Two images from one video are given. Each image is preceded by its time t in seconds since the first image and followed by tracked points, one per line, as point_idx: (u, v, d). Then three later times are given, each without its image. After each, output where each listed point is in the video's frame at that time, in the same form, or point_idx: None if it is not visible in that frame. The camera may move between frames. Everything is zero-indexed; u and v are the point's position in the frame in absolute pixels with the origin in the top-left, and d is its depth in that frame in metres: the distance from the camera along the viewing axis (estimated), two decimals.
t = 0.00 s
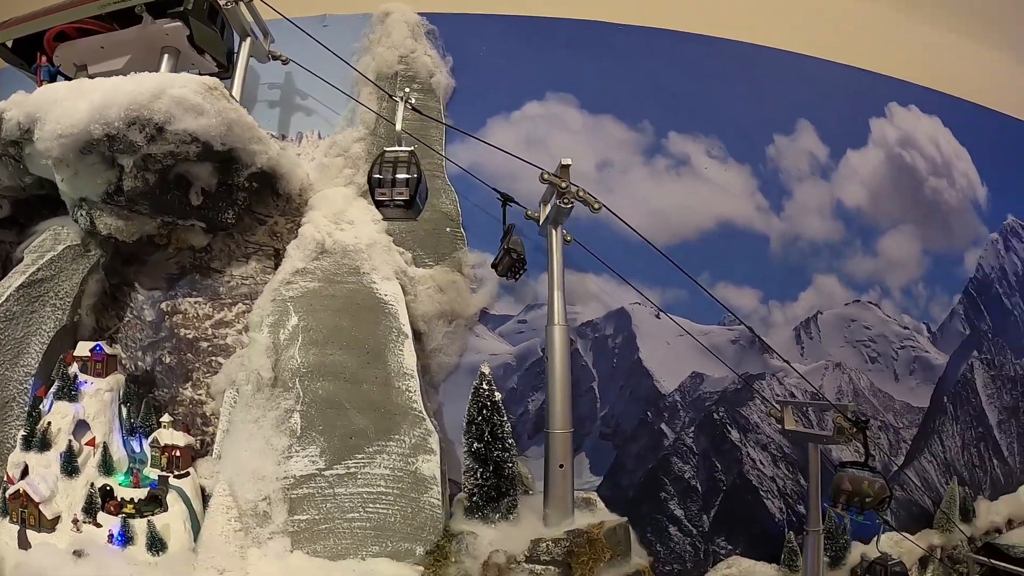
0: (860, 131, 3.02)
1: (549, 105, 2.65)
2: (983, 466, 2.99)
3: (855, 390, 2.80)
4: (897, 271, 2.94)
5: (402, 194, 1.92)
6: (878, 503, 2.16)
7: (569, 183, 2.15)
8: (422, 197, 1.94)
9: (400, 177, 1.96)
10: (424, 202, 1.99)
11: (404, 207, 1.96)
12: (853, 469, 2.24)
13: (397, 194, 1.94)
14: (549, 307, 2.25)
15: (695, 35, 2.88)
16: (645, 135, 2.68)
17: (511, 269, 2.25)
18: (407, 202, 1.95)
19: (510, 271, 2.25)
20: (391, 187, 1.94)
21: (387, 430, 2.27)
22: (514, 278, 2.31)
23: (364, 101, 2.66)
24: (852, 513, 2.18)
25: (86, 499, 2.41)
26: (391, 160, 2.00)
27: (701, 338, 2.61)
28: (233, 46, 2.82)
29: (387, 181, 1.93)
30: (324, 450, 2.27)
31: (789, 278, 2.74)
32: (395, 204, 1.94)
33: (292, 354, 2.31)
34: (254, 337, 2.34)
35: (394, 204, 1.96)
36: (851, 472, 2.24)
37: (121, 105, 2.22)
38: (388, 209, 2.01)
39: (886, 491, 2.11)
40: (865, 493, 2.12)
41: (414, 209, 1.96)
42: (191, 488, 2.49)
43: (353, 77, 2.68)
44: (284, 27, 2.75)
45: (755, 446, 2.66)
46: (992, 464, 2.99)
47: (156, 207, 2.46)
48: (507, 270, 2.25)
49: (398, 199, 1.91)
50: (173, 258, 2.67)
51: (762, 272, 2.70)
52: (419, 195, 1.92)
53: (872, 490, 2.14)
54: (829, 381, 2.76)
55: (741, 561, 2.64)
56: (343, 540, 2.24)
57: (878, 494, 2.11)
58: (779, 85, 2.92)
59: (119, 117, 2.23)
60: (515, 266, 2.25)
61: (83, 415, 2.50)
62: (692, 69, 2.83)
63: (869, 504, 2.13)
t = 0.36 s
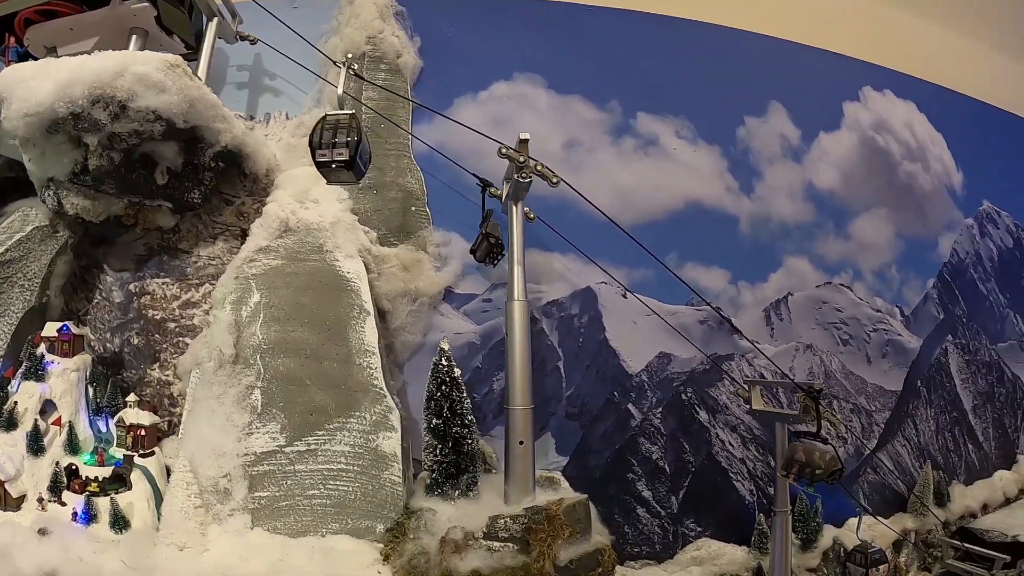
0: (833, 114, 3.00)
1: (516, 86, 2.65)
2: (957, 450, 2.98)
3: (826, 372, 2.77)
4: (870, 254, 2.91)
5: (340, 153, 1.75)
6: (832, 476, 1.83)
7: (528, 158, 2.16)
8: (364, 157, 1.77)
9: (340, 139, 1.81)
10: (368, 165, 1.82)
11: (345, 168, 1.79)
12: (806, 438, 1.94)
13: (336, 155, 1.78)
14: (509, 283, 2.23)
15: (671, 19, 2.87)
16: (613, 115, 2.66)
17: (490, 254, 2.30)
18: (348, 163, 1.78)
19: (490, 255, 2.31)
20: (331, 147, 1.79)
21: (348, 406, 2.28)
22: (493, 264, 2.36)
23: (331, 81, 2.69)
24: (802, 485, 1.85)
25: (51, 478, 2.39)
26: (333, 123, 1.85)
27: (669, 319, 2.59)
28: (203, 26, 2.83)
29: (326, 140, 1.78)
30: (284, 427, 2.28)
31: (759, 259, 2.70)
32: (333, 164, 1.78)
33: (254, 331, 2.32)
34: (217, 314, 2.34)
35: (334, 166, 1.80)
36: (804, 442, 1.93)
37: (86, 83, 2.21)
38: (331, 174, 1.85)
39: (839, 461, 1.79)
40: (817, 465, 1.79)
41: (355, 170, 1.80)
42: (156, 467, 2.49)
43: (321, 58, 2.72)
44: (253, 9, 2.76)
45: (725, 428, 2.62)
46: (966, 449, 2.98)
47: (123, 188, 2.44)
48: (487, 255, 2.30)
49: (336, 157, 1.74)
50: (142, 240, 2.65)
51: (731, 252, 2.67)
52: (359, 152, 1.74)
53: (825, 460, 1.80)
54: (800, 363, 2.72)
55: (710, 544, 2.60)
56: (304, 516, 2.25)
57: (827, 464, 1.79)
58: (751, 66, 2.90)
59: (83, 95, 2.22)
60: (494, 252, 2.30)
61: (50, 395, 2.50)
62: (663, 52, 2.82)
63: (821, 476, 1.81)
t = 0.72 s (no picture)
0: (814, 95, 2.95)
1: (491, 65, 2.62)
2: (937, 434, 2.97)
3: (803, 354, 2.74)
4: (848, 237, 2.88)
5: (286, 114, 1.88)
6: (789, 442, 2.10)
7: (496, 130, 2.15)
8: (309, 120, 1.90)
9: (287, 101, 1.93)
10: (313, 128, 1.96)
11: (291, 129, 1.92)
12: (766, 408, 2.16)
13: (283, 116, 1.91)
14: (477, 257, 2.21)
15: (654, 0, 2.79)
16: (588, 95, 2.64)
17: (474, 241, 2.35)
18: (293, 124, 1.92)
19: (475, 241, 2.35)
20: (277, 109, 1.91)
21: (316, 381, 2.27)
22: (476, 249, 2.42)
23: (306, 58, 2.59)
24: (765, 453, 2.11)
25: (22, 456, 2.37)
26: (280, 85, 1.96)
27: (644, 298, 2.55)
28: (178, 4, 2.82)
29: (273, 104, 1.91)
30: (252, 402, 2.28)
31: (734, 240, 2.67)
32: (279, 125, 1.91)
33: (223, 307, 2.32)
34: (187, 290, 2.34)
35: (280, 127, 1.92)
36: (762, 413, 2.17)
37: (57, 60, 2.22)
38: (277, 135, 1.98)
39: (798, 431, 2.05)
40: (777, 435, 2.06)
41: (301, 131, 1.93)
42: (127, 446, 2.48)
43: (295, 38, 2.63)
44: None
45: (700, 408, 2.60)
46: (946, 433, 2.97)
47: (97, 167, 2.43)
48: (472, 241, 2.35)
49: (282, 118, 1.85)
50: (116, 220, 2.65)
51: (706, 232, 2.63)
52: (305, 115, 1.87)
53: (783, 429, 2.07)
54: (776, 344, 2.70)
55: (686, 524, 2.61)
56: (272, 492, 2.25)
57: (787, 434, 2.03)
58: (732, 46, 2.84)
59: (55, 71, 2.23)
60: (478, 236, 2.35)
61: (24, 373, 2.48)
62: (642, 31, 2.75)
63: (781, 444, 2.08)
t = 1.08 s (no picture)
0: (791, 82, 2.94)
1: (465, 50, 2.61)
2: (914, 421, 2.99)
3: (778, 339, 2.73)
4: (824, 222, 2.87)
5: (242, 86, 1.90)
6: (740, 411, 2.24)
7: (464, 112, 2.17)
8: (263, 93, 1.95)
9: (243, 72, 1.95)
10: (267, 98, 2.00)
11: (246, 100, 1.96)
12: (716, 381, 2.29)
13: (237, 86, 1.94)
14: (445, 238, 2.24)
15: None
16: (562, 80, 2.63)
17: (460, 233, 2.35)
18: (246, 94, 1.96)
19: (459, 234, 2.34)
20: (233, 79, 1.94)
21: (285, 363, 2.29)
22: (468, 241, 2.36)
23: (281, 44, 2.61)
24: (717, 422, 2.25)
25: None
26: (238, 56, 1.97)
27: (617, 282, 2.54)
28: None
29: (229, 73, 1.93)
30: (222, 384, 2.30)
31: (709, 224, 2.66)
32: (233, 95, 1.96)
33: (194, 289, 2.34)
34: (158, 273, 2.36)
35: (234, 96, 1.95)
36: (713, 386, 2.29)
37: (30, 44, 2.20)
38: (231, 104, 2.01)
39: (748, 401, 2.18)
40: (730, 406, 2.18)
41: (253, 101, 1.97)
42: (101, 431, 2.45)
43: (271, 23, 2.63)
44: None
45: (673, 392, 2.58)
46: (924, 420, 2.99)
47: (71, 152, 2.43)
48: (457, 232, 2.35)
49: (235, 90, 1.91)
50: (91, 206, 2.65)
51: (680, 216, 2.63)
52: (261, 85, 1.89)
53: (735, 401, 2.19)
54: (751, 329, 2.69)
55: (660, 509, 2.60)
56: (241, 474, 2.27)
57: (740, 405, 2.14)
58: (709, 32, 2.82)
59: (29, 56, 2.21)
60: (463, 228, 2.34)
61: None
62: (618, 17, 2.73)
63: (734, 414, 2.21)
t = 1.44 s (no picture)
0: (768, 70, 2.93)
1: (439, 36, 2.60)
2: (890, 409, 3.01)
3: (752, 325, 2.72)
4: (799, 209, 2.87)
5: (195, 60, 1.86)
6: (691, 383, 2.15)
7: (434, 95, 2.17)
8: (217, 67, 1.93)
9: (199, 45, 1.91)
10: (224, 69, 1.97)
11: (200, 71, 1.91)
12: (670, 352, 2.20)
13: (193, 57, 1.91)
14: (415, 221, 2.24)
15: None
16: (535, 66, 2.62)
17: (449, 227, 2.28)
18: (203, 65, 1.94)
19: (447, 228, 2.27)
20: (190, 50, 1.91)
21: (255, 344, 2.30)
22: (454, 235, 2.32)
23: (256, 29, 2.60)
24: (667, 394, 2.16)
25: None
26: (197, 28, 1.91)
27: (588, 266, 2.55)
28: None
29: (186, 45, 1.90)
30: (193, 365, 2.30)
31: (681, 209, 2.67)
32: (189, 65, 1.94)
33: (166, 272, 2.34)
34: (130, 256, 2.37)
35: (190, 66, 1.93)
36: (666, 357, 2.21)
37: (3, 28, 2.21)
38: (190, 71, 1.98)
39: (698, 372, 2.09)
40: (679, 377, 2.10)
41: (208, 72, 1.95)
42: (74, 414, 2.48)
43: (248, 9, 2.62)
44: None
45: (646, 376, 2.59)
46: (900, 408, 3.01)
47: (46, 136, 2.43)
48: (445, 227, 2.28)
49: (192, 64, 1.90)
50: (66, 192, 2.64)
51: (653, 201, 2.64)
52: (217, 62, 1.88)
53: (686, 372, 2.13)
54: (724, 315, 2.68)
55: (633, 494, 2.61)
56: (211, 456, 2.26)
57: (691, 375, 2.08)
58: (685, 20, 2.81)
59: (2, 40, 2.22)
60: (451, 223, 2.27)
61: None
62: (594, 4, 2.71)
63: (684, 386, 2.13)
